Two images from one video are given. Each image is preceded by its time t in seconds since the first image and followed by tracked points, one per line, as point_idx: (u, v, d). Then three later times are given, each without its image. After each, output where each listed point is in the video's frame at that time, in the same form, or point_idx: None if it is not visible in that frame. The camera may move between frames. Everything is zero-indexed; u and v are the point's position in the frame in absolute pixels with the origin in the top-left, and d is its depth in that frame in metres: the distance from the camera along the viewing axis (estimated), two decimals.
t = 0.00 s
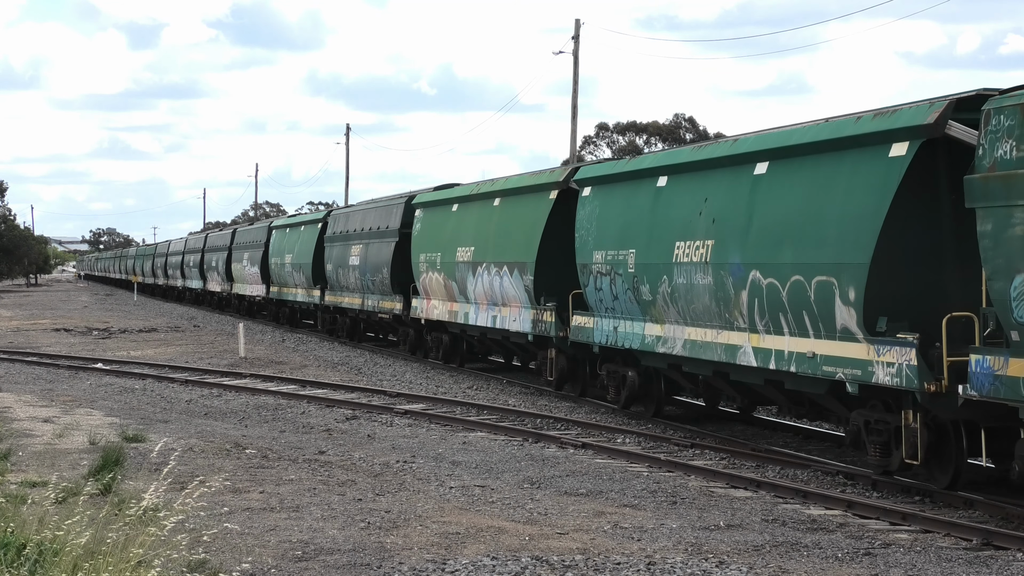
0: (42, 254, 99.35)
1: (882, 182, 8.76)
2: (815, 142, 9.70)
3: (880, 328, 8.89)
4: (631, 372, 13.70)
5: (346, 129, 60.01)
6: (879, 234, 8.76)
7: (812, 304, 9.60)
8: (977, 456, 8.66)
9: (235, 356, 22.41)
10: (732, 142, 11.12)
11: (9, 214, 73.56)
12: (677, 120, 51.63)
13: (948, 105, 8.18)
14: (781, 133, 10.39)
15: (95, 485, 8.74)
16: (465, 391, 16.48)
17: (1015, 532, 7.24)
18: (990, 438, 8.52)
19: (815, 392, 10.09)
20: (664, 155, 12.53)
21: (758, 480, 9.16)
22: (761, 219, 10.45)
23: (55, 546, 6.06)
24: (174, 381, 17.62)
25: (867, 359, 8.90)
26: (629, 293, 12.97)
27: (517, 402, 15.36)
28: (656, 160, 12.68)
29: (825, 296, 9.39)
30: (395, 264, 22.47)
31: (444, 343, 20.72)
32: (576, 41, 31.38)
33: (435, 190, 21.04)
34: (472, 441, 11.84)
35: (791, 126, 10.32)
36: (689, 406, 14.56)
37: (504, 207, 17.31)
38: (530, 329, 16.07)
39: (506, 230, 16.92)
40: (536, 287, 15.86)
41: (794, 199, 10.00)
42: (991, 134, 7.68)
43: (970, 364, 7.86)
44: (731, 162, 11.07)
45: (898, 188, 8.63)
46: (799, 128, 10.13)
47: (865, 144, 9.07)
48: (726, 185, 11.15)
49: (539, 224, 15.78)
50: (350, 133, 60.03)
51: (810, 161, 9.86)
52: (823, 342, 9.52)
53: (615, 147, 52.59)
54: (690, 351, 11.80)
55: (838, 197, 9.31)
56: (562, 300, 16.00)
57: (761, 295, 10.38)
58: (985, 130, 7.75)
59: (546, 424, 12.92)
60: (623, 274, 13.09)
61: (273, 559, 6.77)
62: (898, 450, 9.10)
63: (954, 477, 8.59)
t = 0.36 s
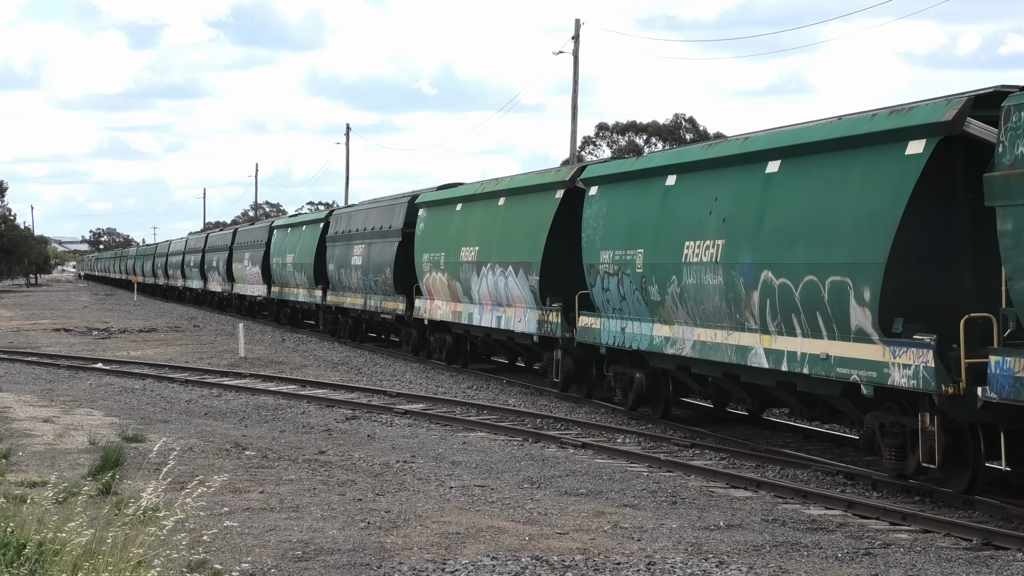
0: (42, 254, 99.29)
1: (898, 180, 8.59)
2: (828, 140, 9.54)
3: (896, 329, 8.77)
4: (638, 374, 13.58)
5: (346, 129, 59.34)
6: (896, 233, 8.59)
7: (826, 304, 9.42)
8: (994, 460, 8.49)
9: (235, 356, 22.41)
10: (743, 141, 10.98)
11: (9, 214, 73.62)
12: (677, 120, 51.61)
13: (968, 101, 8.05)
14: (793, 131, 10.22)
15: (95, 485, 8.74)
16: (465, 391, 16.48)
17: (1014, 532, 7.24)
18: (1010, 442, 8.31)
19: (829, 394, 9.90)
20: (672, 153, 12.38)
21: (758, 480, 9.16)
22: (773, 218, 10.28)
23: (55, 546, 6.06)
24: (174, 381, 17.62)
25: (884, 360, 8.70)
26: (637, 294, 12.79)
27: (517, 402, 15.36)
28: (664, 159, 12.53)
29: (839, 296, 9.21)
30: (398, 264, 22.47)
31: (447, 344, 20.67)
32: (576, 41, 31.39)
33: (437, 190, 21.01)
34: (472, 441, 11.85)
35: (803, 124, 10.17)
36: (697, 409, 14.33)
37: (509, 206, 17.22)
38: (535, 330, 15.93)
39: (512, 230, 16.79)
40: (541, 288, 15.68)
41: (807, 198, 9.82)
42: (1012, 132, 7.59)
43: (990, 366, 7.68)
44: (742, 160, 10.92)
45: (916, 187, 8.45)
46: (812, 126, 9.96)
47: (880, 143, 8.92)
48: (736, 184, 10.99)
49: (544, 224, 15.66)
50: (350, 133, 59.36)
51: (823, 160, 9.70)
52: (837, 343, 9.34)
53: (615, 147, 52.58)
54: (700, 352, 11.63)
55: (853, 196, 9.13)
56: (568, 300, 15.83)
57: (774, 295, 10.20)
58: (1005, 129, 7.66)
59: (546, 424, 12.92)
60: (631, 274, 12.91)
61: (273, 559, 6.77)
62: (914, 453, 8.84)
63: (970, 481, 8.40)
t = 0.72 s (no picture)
0: (42, 254, 99.31)
1: (915, 179, 8.41)
2: (843, 138, 9.35)
3: (912, 330, 8.59)
4: (645, 376, 13.33)
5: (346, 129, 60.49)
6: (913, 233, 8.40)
7: (840, 305, 9.22)
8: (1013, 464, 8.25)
9: (235, 356, 22.41)
10: (754, 139, 10.79)
11: (9, 214, 73.68)
12: (677, 120, 51.62)
13: (987, 98, 7.88)
14: (805, 129, 10.05)
15: (95, 485, 8.74)
16: (465, 391, 16.48)
17: (1014, 532, 7.24)
18: None
19: (841, 397, 9.67)
20: (680, 151, 12.18)
21: (758, 480, 9.16)
22: (786, 218, 10.09)
23: (55, 546, 6.05)
24: (174, 381, 17.62)
25: (898, 363, 8.51)
26: (644, 294, 12.56)
27: (517, 402, 15.37)
28: (672, 157, 12.32)
29: (854, 297, 9.02)
30: (401, 264, 22.44)
31: (450, 344, 20.66)
32: (576, 41, 31.39)
33: (442, 189, 20.91)
34: (472, 441, 11.84)
35: (816, 121, 9.97)
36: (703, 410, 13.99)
37: (514, 206, 17.13)
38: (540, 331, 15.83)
39: (517, 230, 16.69)
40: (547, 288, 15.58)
41: (820, 197, 9.64)
42: None
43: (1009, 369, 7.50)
44: (753, 159, 10.74)
45: (934, 185, 8.27)
46: (824, 124, 9.79)
47: (896, 140, 8.73)
48: (748, 183, 10.79)
49: (549, 224, 15.54)
50: (350, 133, 60.54)
51: (837, 158, 9.51)
52: (851, 345, 9.14)
53: (615, 147, 52.58)
54: (710, 354, 11.41)
55: (869, 195, 8.94)
56: (574, 301, 15.75)
57: (786, 296, 10.00)
58: None
59: (546, 424, 12.92)
60: (638, 274, 12.68)
61: (273, 559, 6.77)
62: (930, 456, 8.59)
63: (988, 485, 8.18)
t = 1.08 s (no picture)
0: (42, 254, 99.31)
1: (930, 178, 8.24)
2: (856, 136, 9.19)
3: (927, 331, 8.44)
4: (653, 377, 13.11)
5: (346, 129, 59.67)
6: (928, 232, 8.23)
7: (853, 306, 9.06)
8: None
9: (235, 356, 22.41)
10: (765, 137, 10.63)
11: (9, 214, 73.75)
12: (676, 120, 51.63)
13: (1004, 95, 7.72)
14: (817, 127, 9.87)
15: (95, 485, 8.75)
16: (465, 391, 16.48)
17: (1014, 532, 7.24)
18: None
19: (854, 399, 9.54)
20: (689, 150, 12.02)
21: (758, 479, 9.16)
22: (797, 217, 9.91)
23: (55, 546, 6.06)
24: (174, 381, 17.62)
25: (913, 364, 8.34)
26: (652, 294, 12.41)
27: (517, 402, 15.37)
28: (680, 155, 12.16)
29: (869, 297, 8.85)
30: (404, 264, 22.43)
31: (454, 345, 20.65)
32: (576, 41, 31.38)
33: (443, 190, 20.93)
34: (472, 440, 11.85)
35: (828, 118, 9.80)
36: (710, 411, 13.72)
37: (519, 205, 17.05)
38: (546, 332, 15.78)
39: (523, 229, 16.60)
40: (553, 288, 15.56)
41: (832, 196, 9.46)
42: None
43: None
44: (763, 157, 10.56)
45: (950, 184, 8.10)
46: (837, 121, 9.61)
47: (910, 138, 8.57)
48: (757, 182, 10.62)
49: (556, 224, 15.49)
50: (350, 133, 59.73)
51: (849, 157, 9.35)
52: (865, 346, 8.98)
53: (614, 147, 52.56)
54: (719, 355, 11.26)
55: (883, 194, 8.77)
56: (580, 301, 15.71)
57: (797, 296, 9.84)
58: None
59: (546, 424, 12.92)
60: (646, 274, 12.53)
61: (273, 559, 6.77)
62: (946, 460, 8.45)
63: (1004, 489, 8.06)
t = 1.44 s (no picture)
0: (42, 254, 99.38)
1: (948, 176, 8.02)
2: (869, 135, 8.97)
3: (944, 332, 8.24)
4: (660, 379, 12.94)
5: (346, 129, 60.30)
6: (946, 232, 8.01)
7: (868, 307, 8.85)
8: None
9: (235, 356, 22.42)
10: (774, 136, 10.41)
11: (9, 214, 73.81)
12: (676, 120, 51.62)
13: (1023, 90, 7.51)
14: (828, 124, 9.65)
15: (95, 485, 8.74)
16: (465, 391, 16.48)
17: (1014, 532, 7.25)
18: None
19: (868, 402, 9.34)
20: (696, 149, 11.81)
21: (758, 479, 9.15)
22: (808, 217, 9.70)
23: (55, 546, 6.06)
24: (174, 381, 17.62)
25: (929, 366, 8.15)
26: (659, 295, 12.20)
27: (517, 402, 15.37)
28: (687, 154, 11.95)
29: (884, 298, 8.62)
30: (407, 263, 22.42)
31: (457, 345, 20.64)
32: (576, 41, 31.38)
33: (446, 189, 20.90)
34: (472, 441, 11.84)
35: (840, 116, 9.59)
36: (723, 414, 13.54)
37: (525, 204, 17.01)
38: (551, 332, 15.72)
39: (529, 229, 16.54)
40: (559, 288, 15.52)
41: (845, 195, 9.24)
42: None
43: None
44: (773, 156, 10.34)
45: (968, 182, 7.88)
46: (849, 119, 9.39)
47: (925, 136, 8.35)
48: (767, 181, 10.41)
49: (561, 223, 15.43)
50: (350, 133, 60.30)
51: (862, 155, 9.13)
52: (879, 347, 8.77)
53: (614, 147, 52.56)
54: (728, 357, 11.04)
55: (898, 193, 8.54)
56: (586, 302, 15.66)
57: (811, 297, 9.60)
58: None
59: (546, 424, 12.92)
60: (653, 275, 12.31)
61: (273, 559, 6.77)
62: (962, 463, 8.26)
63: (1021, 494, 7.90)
